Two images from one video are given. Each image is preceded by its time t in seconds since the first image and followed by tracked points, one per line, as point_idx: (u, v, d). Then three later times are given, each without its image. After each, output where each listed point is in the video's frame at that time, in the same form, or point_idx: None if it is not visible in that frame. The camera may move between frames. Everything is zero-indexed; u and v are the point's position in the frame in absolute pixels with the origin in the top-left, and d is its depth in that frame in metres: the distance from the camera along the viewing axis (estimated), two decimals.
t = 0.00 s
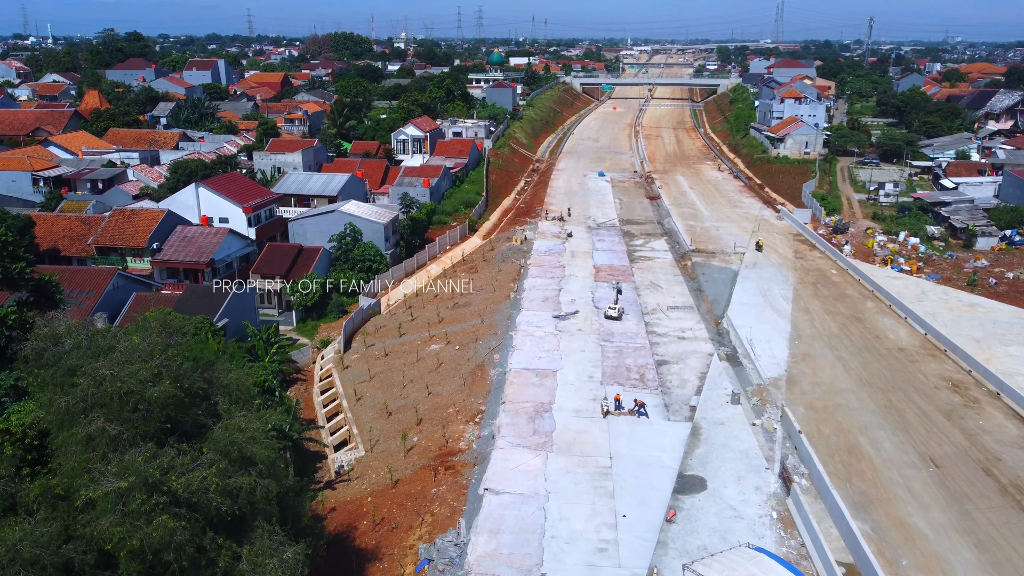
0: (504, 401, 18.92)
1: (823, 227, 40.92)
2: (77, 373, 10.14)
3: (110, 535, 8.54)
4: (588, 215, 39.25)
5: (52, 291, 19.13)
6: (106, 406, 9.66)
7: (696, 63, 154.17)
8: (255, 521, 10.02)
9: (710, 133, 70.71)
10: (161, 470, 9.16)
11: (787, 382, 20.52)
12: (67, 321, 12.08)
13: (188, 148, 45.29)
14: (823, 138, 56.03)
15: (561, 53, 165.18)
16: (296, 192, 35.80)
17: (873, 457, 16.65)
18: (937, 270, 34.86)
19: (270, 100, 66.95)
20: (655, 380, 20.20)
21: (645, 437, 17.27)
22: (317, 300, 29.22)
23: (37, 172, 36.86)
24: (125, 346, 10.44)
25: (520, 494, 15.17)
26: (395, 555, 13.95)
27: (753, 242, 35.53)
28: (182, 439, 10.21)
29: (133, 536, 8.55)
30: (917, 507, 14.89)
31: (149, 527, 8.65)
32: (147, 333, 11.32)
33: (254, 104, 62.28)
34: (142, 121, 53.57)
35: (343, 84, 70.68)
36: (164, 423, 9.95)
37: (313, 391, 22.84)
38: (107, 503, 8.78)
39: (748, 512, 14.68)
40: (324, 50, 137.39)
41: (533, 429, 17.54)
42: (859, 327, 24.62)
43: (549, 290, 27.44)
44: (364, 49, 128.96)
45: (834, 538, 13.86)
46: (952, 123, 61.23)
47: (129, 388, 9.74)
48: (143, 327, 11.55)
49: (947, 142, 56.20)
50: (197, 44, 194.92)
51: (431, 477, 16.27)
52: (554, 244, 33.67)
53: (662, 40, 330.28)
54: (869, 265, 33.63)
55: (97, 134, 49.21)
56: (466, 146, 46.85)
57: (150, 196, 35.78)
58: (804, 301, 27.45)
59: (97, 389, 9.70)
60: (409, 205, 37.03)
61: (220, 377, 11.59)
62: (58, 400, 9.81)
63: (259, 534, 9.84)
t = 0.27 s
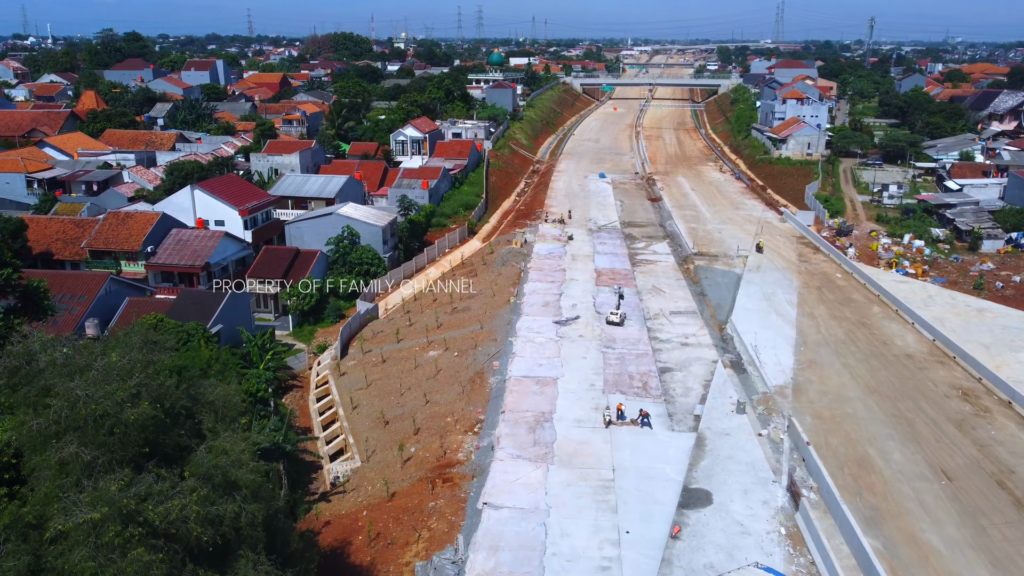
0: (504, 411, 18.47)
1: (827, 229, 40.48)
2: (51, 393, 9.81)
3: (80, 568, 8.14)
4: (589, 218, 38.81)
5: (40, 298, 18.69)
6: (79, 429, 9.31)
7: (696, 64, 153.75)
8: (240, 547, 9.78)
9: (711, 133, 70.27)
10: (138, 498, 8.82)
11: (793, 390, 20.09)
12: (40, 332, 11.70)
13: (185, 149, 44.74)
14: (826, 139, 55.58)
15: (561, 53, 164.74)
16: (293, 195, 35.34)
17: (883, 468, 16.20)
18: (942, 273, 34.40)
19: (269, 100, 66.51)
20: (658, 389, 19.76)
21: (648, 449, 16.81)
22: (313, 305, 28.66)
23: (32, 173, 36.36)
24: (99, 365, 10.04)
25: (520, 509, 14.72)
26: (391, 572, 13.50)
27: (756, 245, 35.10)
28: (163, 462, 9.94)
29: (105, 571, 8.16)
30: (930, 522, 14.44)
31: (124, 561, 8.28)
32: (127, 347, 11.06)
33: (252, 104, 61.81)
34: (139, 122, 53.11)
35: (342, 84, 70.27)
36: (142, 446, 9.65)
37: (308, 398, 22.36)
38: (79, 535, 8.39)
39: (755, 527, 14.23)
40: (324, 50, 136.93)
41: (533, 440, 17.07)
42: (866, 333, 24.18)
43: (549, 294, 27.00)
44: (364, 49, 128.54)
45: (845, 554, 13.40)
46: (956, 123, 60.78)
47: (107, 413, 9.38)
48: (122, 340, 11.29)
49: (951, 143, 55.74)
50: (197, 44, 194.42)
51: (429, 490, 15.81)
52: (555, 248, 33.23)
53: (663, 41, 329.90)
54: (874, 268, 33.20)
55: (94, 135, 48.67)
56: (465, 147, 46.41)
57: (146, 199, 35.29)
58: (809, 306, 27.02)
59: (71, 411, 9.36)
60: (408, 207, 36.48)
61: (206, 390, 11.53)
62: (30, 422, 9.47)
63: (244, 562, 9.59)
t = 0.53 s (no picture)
0: (504, 421, 17.99)
1: (831, 231, 40.01)
2: (23, 416, 10.15)
3: None
4: (590, 220, 38.35)
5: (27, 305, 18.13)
6: (51, 456, 9.63)
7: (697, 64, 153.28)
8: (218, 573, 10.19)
9: (713, 134, 69.80)
10: (109, 530, 9.12)
11: (800, 400, 19.65)
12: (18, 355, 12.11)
13: (182, 150, 44.19)
14: (828, 140, 55.10)
15: (561, 53, 164.28)
16: (290, 197, 34.85)
17: (894, 483, 15.77)
18: (949, 277, 33.93)
19: (267, 101, 66.02)
20: (662, 398, 19.29)
21: (652, 461, 16.33)
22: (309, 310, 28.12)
23: (25, 175, 35.60)
24: (73, 387, 10.47)
25: (520, 525, 14.26)
26: None
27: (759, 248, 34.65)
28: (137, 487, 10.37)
29: None
30: (944, 540, 14.01)
31: None
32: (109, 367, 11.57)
33: (250, 105, 61.30)
34: (136, 123, 52.60)
35: (341, 85, 69.80)
36: (115, 472, 10.00)
37: (304, 406, 21.84)
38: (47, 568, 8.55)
39: (763, 545, 13.78)
40: (323, 50, 136.47)
41: (534, 451, 16.61)
42: (873, 339, 23.73)
43: (550, 299, 26.54)
44: (363, 49, 128.08)
45: (857, 573, 12.96)
46: (959, 124, 60.31)
47: (81, 437, 9.77)
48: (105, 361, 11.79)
49: (955, 144, 55.28)
50: (196, 45, 193.90)
51: (426, 504, 15.33)
52: (555, 251, 32.78)
53: (663, 41, 329.37)
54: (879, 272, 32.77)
55: (90, 136, 48.11)
56: (465, 148, 45.94)
57: (141, 201, 34.74)
58: (814, 311, 26.58)
59: (42, 437, 9.69)
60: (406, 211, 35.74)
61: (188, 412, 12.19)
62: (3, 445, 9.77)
63: None
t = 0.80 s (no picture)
0: (504, 432, 17.49)
1: (835, 234, 39.51)
2: None
3: None
4: (591, 223, 37.88)
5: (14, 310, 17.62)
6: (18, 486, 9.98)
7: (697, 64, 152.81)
8: None
9: (714, 135, 69.33)
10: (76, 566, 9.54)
11: (807, 410, 19.19)
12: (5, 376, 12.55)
13: (179, 151, 43.67)
14: (831, 141, 54.62)
15: (561, 54, 163.84)
16: (288, 199, 34.37)
17: (907, 497, 15.31)
18: (955, 280, 33.44)
19: (266, 102, 65.57)
20: (666, 408, 18.81)
21: (657, 474, 15.84)
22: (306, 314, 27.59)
23: (19, 177, 34.79)
24: (42, 412, 10.86)
25: (521, 542, 13.77)
26: None
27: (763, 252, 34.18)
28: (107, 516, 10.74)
29: None
30: (960, 558, 13.55)
31: None
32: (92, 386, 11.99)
33: (249, 106, 60.83)
34: (132, 124, 52.10)
35: (340, 85, 69.33)
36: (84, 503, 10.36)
37: (300, 413, 21.34)
38: None
39: (772, 564, 13.30)
40: (323, 51, 136.05)
41: (534, 464, 16.12)
42: (881, 346, 23.26)
43: (551, 305, 26.06)
44: (363, 49, 127.63)
45: None
46: (963, 125, 59.83)
47: (48, 471, 10.10)
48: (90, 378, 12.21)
49: (959, 145, 54.80)
50: (196, 45, 193.43)
51: (423, 519, 14.80)
52: (556, 254, 32.32)
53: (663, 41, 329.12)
54: (884, 276, 32.30)
55: (86, 137, 47.61)
56: (465, 149, 45.49)
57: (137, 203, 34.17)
58: (820, 316, 26.12)
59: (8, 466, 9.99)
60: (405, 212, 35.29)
61: (174, 429, 12.62)
62: None
63: None
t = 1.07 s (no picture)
0: (510, 444, 17.00)
1: (847, 238, 38.87)
2: None
3: None
4: (600, 226, 37.39)
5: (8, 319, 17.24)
6: None
7: (705, 65, 152.48)
8: None
9: (723, 136, 68.71)
10: None
11: (822, 423, 18.75)
12: None
13: (184, 153, 43.32)
14: (842, 143, 53.96)
15: (569, 54, 163.38)
16: (292, 202, 33.99)
17: (929, 516, 14.84)
18: (971, 286, 32.77)
19: (272, 103, 65.34)
20: (676, 420, 18.31)
21: (669, 490, 15.33)
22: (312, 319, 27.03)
23: (23, 179, 34.54)
24: (17, 439, 10.62)
25: (528, 563, 13.31)
26: None
27: (774, 256, 33.61)
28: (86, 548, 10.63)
29: None
30: None
31: None
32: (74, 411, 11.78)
33: (255, 107, 60.54)
34: (138, 125, 51.87)
35: (347, 86, 69.06)
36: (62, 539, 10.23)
37: (302, 422, 20.84)
38: None
39: None
40: (330, 52, 136.08)
41: (542, 479, 15.64)
42: (897, 356, 22.71)
43: (559, 311, 25.58)
44: (370, 51, 127.46)
45: None
46: (976, 127, 59.05)
47: (21, 504, 9.79)
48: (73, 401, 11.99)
49: (973, 147, 54.05)
50: (205, 46, 193.92)
51: (427, 535, 14.30)
52: (564, 259, 31.85)
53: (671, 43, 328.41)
54: (899, 282, 31.69)
55: (91, 139, 47.36)
56: (471, 151, 45.09)
57: (141, 205, 33.81)
58: (834, 324, 25.59)
59: None
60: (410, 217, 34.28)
61: (162, 451, 12.44)
62: None
63: None
